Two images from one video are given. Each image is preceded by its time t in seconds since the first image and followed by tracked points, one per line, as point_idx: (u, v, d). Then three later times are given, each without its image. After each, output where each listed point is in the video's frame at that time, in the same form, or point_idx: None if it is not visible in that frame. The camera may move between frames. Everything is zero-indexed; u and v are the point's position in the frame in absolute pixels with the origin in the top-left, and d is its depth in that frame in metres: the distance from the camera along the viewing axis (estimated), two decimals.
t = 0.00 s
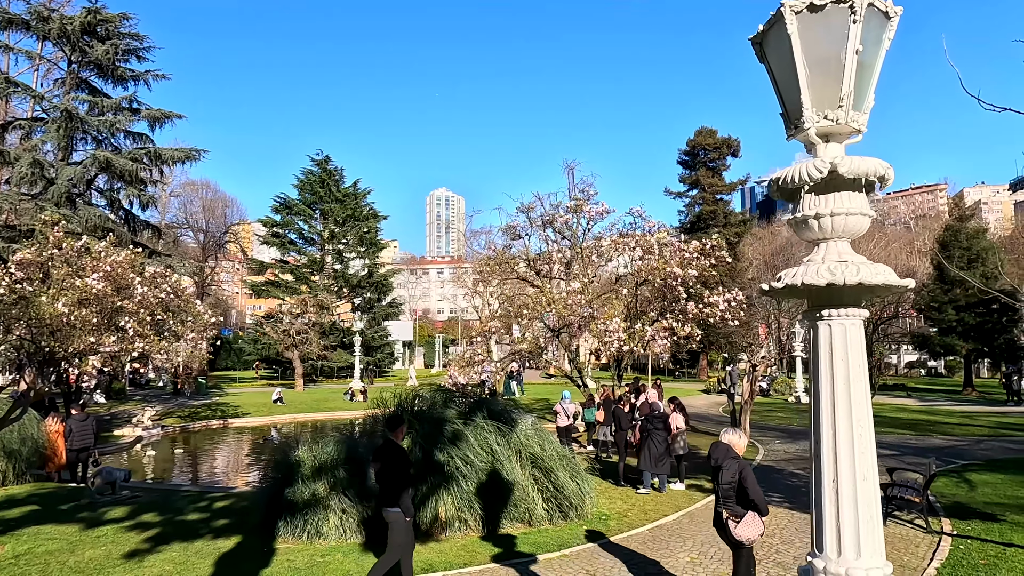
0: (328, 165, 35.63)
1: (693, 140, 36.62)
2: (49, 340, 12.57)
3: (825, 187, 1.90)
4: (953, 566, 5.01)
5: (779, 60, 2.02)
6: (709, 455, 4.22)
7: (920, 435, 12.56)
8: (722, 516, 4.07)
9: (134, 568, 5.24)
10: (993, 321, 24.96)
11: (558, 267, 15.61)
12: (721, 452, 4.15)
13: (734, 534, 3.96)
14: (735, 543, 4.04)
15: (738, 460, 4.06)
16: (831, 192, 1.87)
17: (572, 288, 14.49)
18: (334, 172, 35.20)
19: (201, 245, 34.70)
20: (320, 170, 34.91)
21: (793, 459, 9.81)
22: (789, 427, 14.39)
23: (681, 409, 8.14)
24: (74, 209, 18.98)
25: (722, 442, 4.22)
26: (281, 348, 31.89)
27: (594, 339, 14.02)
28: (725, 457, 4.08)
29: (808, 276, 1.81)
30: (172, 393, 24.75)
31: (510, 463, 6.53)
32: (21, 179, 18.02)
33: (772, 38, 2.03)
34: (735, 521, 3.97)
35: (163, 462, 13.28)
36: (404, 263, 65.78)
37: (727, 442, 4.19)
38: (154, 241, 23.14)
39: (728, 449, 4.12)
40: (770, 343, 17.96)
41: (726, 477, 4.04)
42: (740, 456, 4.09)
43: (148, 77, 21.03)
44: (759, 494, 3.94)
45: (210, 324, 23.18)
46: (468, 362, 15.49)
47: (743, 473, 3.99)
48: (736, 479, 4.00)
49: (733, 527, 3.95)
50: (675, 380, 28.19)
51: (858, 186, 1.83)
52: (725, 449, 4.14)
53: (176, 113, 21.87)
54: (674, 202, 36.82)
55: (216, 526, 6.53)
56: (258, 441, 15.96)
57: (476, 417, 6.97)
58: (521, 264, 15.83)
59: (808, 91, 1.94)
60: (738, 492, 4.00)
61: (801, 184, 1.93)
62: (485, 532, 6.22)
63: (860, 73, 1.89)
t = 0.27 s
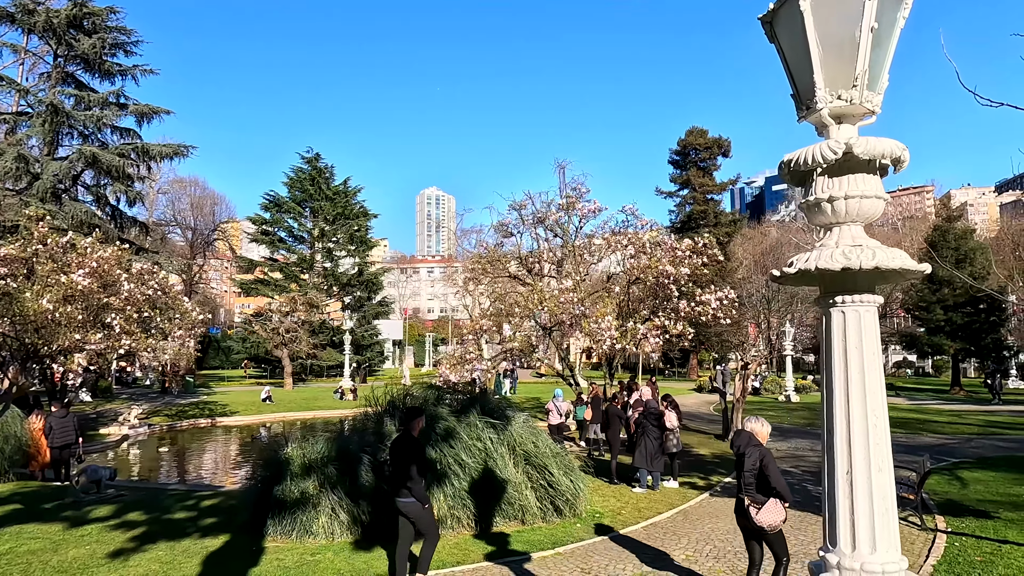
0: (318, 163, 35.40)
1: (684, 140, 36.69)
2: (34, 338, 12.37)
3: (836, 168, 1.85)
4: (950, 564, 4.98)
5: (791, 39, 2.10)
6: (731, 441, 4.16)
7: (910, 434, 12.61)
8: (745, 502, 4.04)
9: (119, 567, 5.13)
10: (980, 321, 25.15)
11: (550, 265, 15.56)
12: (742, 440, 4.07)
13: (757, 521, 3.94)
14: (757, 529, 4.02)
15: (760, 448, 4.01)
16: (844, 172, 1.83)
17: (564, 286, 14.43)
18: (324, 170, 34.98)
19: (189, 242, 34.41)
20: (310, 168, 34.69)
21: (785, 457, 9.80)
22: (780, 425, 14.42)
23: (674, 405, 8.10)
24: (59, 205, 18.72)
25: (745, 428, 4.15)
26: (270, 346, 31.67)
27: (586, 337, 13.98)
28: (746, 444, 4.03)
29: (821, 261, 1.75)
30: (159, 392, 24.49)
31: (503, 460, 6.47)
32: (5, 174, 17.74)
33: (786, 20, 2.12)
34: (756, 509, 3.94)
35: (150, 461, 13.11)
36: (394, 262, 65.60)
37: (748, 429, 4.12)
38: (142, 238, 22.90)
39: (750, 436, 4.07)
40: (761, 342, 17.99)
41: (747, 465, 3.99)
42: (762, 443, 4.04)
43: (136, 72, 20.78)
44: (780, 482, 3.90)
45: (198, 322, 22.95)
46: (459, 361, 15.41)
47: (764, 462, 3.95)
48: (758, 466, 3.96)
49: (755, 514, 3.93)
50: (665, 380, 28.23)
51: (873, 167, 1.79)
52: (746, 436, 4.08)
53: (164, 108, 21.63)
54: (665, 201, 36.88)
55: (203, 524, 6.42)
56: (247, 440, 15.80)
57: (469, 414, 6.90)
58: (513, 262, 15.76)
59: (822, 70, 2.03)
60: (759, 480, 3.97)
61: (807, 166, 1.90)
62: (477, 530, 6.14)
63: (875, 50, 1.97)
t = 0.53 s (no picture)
0: (306, 160, 35.11)
1: (673, 139, 36.74)
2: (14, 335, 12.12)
3: (843, 152, 1.95)
4: (942, 561, 4.96)
5: (797, 26, 2.21)
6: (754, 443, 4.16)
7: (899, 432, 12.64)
8: (769, 503, 4.03)
9: (100, 569, 5.00)
10: (966, 320, 25.31)
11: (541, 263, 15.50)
12: (764, 441, 4.08)
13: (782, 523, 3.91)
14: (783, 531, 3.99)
15: (784, 450, 4.01)
16: (851, 157, 1.92)
17: (554, 284, 14.36)
18: (312, 167, 34.72)
19: (175, 239, 34.04)
20: (298, 165, 34.42)
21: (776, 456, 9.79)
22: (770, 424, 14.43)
23: (665, 404, 8.06)
24: (42, 200, 18.43)
25: (766, 430, 4.16)
26: (257, 345, 31.38)
27: (576, 335, 13.92)
28: (770, 446, 4.04)
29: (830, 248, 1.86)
30: (144, 391, 24.18)
31: (493, 459, 6.39)
32: None
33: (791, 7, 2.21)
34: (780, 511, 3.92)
35: (134, 461, 12.89)
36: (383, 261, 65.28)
37: (772, 431, 4.14)
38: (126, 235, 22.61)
39: (773, 438, 4.08)
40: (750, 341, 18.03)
41: (771, 467, 3.99)
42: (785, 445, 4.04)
43: (121, 66, 20.48)
44: (803, 483, 3.88)
45: (184, 320, 22.66)
46: (448, 359, 15.30)
47: (788, 463, 3.94)
48: (782, 469, 3.95)
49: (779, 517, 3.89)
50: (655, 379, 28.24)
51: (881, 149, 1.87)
52: (769, 439, 4.09)
53: (150, 103, 21.34)
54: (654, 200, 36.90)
55: (187, 524, 6.30)
56: (233, 439, 15.60)
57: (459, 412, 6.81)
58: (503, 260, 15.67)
59: (829, 52, 2.12)
60: (783, 482, 3.96)
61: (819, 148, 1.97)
62: (467, 530, 6.06)
63: (879, 33, 2.06)
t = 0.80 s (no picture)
0: (294, 157, 34.86)
1: (663, 139, 36.81)
2: None
3: (850, 137, 1.99)
4: (936, 560, 4.93)
5: (803, 11, 2.24)
6: (780, 439, 4.29)
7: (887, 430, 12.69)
8: (796, 496, 4.11)
9: (79, 570, 4.87)
10: (953, 320, 25.50)
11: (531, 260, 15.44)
12: (791, 434, 4.23)
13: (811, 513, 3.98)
14: (811, 523, 4.05)
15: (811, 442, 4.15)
16: (860, 141, 1.96)
17: (544, 282, 14.30)
18: (301, 164, 34.48)
19: (162, 237, 33.71)
20: (287, 162, 34.17)
21: (766, 454, 9.80)
22: (759, 422, 14.46)
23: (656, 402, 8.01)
24: (24, 195, 18.14)
25: (793, 425, 4.31)
26: (245, 343, 31.12)
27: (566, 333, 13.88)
28: (797, 439, 4.18)
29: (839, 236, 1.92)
30: (129, 390, 23.90)
31: (484, 457, 6.31)
32: None
33: None
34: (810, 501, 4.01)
35: (118, 460, 12.70)
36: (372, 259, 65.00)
37: (798, 426, 4.30)
38: (112, 231, 22.34)
39: (799, 432, 4.23)
40: (739, 340, 18.06)
41: (799, 460, 4.11)
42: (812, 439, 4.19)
43: (106, 60, 20.21)
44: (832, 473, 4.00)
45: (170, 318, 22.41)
46: (437, 357, 15.20)
47: (816, 455, 4.07)
48: (810, 460, 4.08)
49: (811, 507, 3.97)
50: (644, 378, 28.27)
51: (891, 134, 1.91)
52: (796, 432, 4.24)
53: (135, 98, 21.06)
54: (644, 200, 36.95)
55: (169, 525, 6.16)
56: (219, 438, 15.42)
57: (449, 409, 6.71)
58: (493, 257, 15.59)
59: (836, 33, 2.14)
60: (811, 474, 4.07)
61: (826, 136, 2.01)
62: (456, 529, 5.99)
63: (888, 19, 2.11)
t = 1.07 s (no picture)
0: (284, 155, 34.62)
1: (654, 139, 36.86)
2: None
3: (866, 122, 2.06)
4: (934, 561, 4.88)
5: None
6: (805, 439, 4.28)
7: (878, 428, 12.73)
8: (820, 496, 4.09)
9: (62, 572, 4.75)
10: (941, 319, 25.67)
11: (524, 259, 15.36)
12: (816, 434, 4.24)
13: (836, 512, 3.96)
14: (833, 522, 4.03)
15: (837, 443, 4.14)
16: (876, 127, 2.04)
17: (536, 280, 14.23)
18: (291, 162, 34.25)
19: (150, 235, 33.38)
20: (277, 160, 33.93)
21: (758, 452, 9.78)
22: (751, 421, 14.47)
23: (649, 401, 7.94)
24: (9, 192, 17.86)
25: (818, 426, 4.31)
26: (234, 342, 30.89)
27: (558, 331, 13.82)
28: (821, 440, 4.17)
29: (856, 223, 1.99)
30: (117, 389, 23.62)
31: (477, 456, 6.21)
32: None
33: None
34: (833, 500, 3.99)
35: (105, 460, 12.52)
36: (362, 258, 64.80)
37: (821, 427, 4.29)
38: (99, 229, 22.06)
39: (823, 433, 4.22)
40: (730, 340, 18.10)
41: (823, 459, 4.11)
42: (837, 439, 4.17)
43: (93, 55, 19.94)
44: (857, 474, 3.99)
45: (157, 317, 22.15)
46: (428, 355, 15.11)
47: (841, 456, 4.07)
48: (834, 460, 4.07)
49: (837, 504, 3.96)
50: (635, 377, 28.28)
51: (908, 118, 2.00)
52: (820, 433, 4.24)
53: (122, 93, 20.79)
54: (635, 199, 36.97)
55: (155, 525, 6.04)
56: (208, 436, 15.26)
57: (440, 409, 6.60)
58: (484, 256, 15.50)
59: (849, 12, 2.15)
60: (834, 474, 4.06)
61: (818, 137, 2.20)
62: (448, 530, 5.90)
63: None
